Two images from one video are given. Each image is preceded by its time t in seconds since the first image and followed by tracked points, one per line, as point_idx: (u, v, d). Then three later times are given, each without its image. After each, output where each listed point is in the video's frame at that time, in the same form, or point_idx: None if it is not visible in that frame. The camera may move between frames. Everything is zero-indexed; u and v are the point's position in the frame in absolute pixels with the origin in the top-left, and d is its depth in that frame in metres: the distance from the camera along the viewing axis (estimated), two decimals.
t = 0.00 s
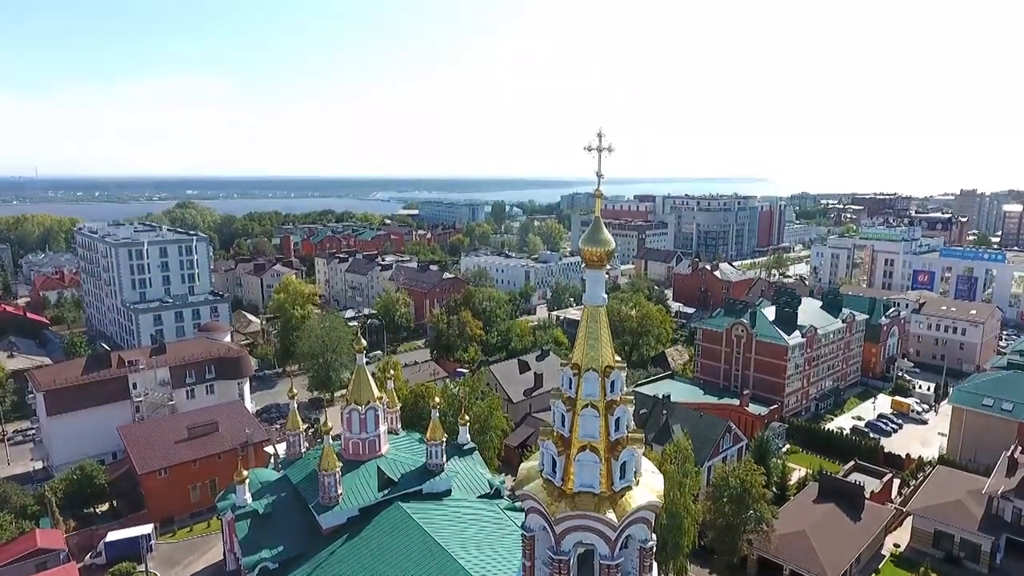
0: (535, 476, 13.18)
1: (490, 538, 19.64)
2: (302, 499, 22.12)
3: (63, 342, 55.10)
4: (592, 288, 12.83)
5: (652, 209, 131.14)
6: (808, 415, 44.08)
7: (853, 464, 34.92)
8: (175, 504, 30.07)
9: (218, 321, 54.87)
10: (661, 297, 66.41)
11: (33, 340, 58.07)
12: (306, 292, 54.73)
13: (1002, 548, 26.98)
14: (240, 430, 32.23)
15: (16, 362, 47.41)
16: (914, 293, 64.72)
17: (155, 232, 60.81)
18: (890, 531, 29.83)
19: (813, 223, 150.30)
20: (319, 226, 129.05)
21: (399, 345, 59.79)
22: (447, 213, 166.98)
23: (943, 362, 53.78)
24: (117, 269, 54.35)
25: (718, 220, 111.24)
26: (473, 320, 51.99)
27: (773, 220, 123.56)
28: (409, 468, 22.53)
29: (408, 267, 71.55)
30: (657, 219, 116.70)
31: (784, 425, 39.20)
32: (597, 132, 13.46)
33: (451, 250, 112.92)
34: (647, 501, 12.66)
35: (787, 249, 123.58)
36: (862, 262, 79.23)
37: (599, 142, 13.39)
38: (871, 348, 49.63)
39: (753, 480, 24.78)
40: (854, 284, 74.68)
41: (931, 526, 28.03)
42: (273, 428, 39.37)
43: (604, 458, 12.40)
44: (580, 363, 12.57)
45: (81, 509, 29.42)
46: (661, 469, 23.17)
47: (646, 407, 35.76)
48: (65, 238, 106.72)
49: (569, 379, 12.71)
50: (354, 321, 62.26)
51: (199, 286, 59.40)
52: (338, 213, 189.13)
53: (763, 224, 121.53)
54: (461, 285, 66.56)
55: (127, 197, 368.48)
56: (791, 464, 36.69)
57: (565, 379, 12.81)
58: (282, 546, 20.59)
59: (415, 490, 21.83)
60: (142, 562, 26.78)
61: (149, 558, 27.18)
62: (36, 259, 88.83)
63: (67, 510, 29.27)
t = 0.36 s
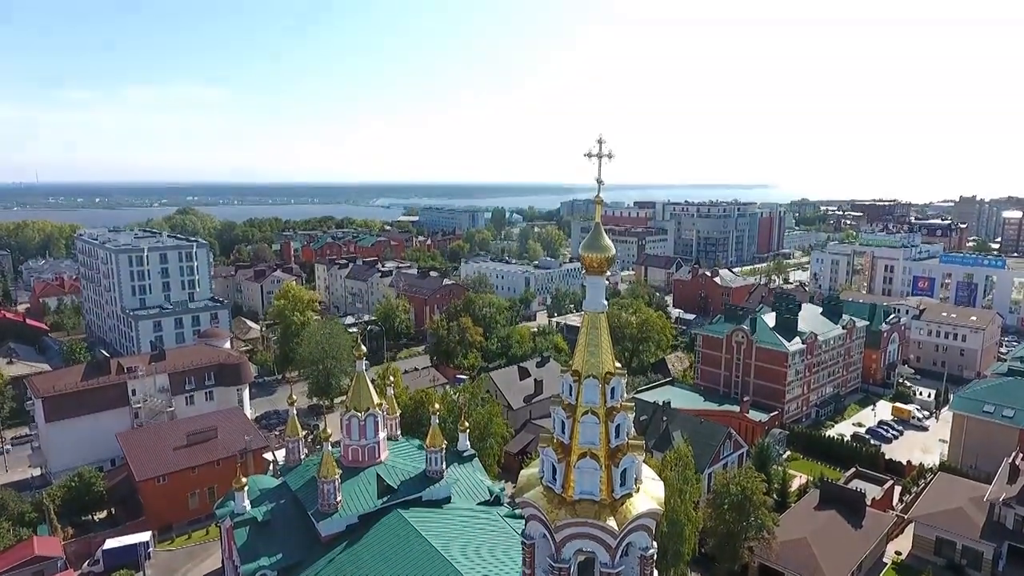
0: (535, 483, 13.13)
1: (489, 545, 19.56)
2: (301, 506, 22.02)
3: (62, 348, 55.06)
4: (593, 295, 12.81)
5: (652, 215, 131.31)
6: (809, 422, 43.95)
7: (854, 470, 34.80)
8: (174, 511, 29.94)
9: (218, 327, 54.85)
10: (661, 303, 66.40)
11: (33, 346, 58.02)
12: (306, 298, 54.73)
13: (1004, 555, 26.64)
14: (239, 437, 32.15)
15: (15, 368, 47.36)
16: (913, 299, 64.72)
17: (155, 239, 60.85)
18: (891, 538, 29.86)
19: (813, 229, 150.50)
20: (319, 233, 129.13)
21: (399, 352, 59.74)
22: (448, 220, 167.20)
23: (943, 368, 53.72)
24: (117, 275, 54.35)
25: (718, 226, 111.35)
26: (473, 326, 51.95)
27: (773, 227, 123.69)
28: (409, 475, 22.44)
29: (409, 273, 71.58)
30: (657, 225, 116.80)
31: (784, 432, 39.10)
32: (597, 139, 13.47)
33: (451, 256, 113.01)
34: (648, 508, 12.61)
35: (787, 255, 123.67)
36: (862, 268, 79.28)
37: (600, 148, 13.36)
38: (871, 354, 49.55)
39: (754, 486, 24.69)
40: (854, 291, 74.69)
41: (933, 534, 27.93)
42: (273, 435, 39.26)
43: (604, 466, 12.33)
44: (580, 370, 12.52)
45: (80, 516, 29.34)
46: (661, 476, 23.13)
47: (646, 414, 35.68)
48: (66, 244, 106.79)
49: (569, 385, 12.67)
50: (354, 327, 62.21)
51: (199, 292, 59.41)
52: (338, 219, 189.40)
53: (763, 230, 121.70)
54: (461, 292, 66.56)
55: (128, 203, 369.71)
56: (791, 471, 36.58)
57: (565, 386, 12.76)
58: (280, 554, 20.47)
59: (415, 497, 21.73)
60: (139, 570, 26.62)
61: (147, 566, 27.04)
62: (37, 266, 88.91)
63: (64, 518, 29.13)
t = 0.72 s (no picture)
0: (535, 491, 13.08)
1: (489, 553, 19.47)
2: (301, 514, 21.91)
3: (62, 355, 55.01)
4: (593, 302, 12.77)
5: (652, 222, 131.41)
6: (810, 429, 43.83)
7: (855, 479, 34.66)
8: (172, 520, 29.79)
9: (217, 334, 54.79)
10: (661, 311, 66.36)
11: (33, 353, 57.97)
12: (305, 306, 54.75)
13: (1005, 564, 26.45)
14: (239, 444, 32.05)
15: (15, 375, 47.31)
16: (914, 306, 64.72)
17: (156, 246, 60.89)
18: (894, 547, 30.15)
19: (813, 236, 150.56)
20: (320, 240, 129.16)
21: (399, 359, 59.68)
22: (448, 227, 167.40)
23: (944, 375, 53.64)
24: (117, 282, 54.36)
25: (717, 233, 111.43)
26: (473, 333, 51.89)
27: (773, 234, 123.85)
28: (409, 483, 22.34)
29: (408, 280, 71.60)
30: (657, 233, 116.87)
31: (785, 440, 38.99)
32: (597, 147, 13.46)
33: (451, 263, 113.05)
34: (649, 516, 12.55)
35: (787, 262, 123.73)
36: (862, 276, 79.30)
37: (599, 156, 13.39)
38: (872, 361, 49.48)
39: (755, 495, 24.59)
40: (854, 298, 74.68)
41: (935, 542, 27.81)
42: (272, 443, 39.17)
43: (604, 474, 12.28)
44: (580, 378, 12.48)
45: (78, 524, 29.24)
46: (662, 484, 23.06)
47: (647, 421, 35.56)
48: (66, 252, 106.87)
49: (569, 393, 12.61)
50: (354, 334, 62.17)
51: (199, 299, 59.39)
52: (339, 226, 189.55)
53: (762, 237, 121.83)
54: (461, 298, 66.53)
55: (129, 210, 370.57)
56: (792, 479, 36.46)
57: (565, 393, 12.72)
58: (279, 562, 20.35)
59: (415, 505, 21.63)
60: None
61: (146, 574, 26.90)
62: (37, 273, 88.91)
63: (63, 526, 28.97)
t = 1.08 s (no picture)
0: (536, 500, 13.01)
1: (489, 562, 19.35)
2: (300, 523, 21.77)
3: (61, 362, 54.92)
4: (593, 309, 12.74)
5: (652, 230, 131.51)
6: (811, 437, 43.69)
7: (856, 487, 34.50)
8: (170, 528, 29.64)
9: (217, 342, 54.71)
10: (662, 318, 66.32)
11: (32, 361, 57.86)
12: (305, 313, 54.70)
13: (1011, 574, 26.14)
14: (238, 452, 31.93)
15: (13, 383, 47.20)
16: (914, 314, 64.73)
17: (156, 253, 60.90)
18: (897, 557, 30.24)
19: (812, 244, 150.74)
20: (320, 247, 129.24)
21: (399, 366, 59.59)
22: (448, 235, 167.53)
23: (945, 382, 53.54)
24: (117, 290, 54.33)
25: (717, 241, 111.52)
26: (473, 341, 51.82)
27: (773, 242, 123.99)
28: (409, 491, 22.21)
29: (408, 287, 71.61)
30: (657, 240, 116.93)
31: (786, 448, 38.86)
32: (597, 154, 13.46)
33: (451, 270, 113.05)
34: (650, 525, 12.46)
35: (787, 269, 123.76)
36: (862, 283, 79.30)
37: (600, 164, 13.39)
38: (873, 368, 49.38)
39: (756, 503, 24.46)
40: (855, 305, 74.61)
41: (938, 551, 27.64)
42: (272, 451, 39.02)
43: (605, 482, 12.20)
44: (581, 386, 12.42)
45: (76, 532, 29.05)
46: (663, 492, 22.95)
47: (648, 429, 35.42)
48: (66, 259, 106.89)
49: (570, 401, 12.57)
50: (354, 341, 62.12)
51: (199, 306, 59.35)
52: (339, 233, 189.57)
53: (762, 244, 121.93)
54: (461, 305, 66.47)
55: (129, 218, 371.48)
56: (794, 487, 36.31)
57: (566, 401, 12.67)
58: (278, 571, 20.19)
59: (415, 514, 21.51)
60: None
61: None
62: (37, 280, 88.89)
63: (60, 535, 28.80)
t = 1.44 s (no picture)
0: (537, 507, 12.95)
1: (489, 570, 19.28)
2: (298, 530, 21.65)
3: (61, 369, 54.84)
4: (595, 315, 12.69)
5: (652, 236, 131.52)
6: (812, 444, 43.54)
7: (858, 494, 34.36)
8: (168, 536, 29.51)
9: (217, 348, 54.64)
10: (662, 324, 66.26)
11: (31, 367, 57.79)
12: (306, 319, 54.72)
13: None
14: (237, 459, 31.84)
15: (13, 389, 47.14)
16: (914, 320, 64.65)
17: (156, 260, 60.87)
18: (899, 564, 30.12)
19: (812, 250, 150.72)
20: (320, 253, 129.28)
21: (399, 373, 59.49)
22: (448, 241, 167.68)
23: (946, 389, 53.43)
24: (118, 296, 54.29)
25: (717, 247, 111.56)
26: (473, 347, 51.74)
27: (773, 248, 124.00)
28: (409, 499, 22.09)
29: (409, 294, 71.55)
30: (657, 246, 116.90)
31: (787, 455, 38.73)
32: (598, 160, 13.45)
33: (451, 277, 113.01)
34: (652, 533, 12.38)
35: (787, 276, 123.74)
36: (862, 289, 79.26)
37: (601, 169, 13.37)
38: (874, 375, 49.28)
39: (758, 510, 24.35)
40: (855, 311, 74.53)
41: (941, 559, 27.49)
42: (272, 458, 38.93)
43: (606, 490, 12.13)
44: (582, 392, 12.36)
45: (74, 539, 28.91)
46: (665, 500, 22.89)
47: (649, 435, 35.31)
48: (66, 265, 106.93)
49: (571, 408, 12.52)
50: (354, 348, 62.04)
51: (199, 312, 59.28)
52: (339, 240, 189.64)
53: (762, 251, 121.99)
54: (461, 311, 66.40)
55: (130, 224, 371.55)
56: (795, 494, 36.17)
57: (567, 408, 12.63)
58: None
59: (415, 521, 21.41)
60: None
61: None
62: (37, 286, 88.85)
63: (58, 542, 28.68)
